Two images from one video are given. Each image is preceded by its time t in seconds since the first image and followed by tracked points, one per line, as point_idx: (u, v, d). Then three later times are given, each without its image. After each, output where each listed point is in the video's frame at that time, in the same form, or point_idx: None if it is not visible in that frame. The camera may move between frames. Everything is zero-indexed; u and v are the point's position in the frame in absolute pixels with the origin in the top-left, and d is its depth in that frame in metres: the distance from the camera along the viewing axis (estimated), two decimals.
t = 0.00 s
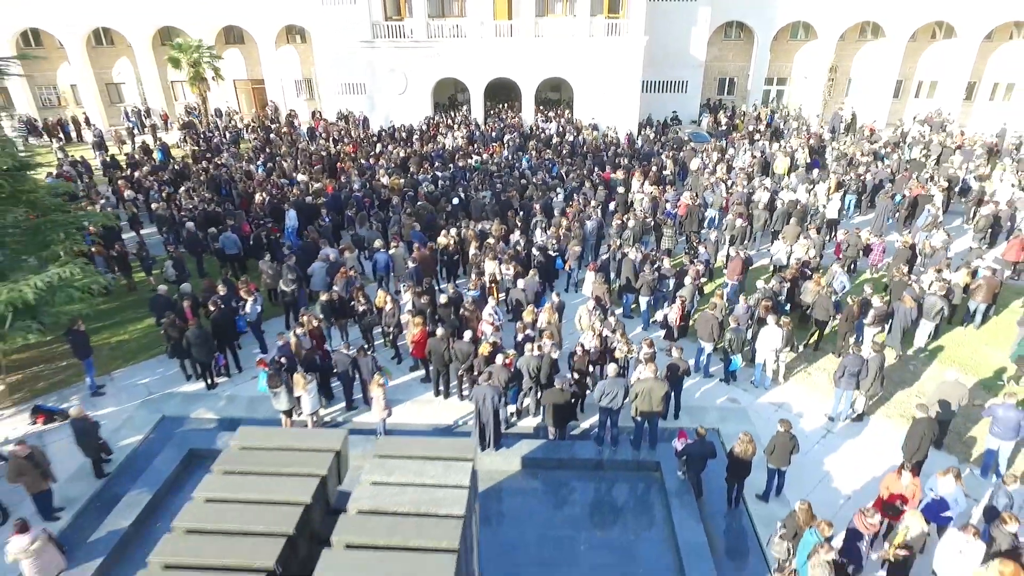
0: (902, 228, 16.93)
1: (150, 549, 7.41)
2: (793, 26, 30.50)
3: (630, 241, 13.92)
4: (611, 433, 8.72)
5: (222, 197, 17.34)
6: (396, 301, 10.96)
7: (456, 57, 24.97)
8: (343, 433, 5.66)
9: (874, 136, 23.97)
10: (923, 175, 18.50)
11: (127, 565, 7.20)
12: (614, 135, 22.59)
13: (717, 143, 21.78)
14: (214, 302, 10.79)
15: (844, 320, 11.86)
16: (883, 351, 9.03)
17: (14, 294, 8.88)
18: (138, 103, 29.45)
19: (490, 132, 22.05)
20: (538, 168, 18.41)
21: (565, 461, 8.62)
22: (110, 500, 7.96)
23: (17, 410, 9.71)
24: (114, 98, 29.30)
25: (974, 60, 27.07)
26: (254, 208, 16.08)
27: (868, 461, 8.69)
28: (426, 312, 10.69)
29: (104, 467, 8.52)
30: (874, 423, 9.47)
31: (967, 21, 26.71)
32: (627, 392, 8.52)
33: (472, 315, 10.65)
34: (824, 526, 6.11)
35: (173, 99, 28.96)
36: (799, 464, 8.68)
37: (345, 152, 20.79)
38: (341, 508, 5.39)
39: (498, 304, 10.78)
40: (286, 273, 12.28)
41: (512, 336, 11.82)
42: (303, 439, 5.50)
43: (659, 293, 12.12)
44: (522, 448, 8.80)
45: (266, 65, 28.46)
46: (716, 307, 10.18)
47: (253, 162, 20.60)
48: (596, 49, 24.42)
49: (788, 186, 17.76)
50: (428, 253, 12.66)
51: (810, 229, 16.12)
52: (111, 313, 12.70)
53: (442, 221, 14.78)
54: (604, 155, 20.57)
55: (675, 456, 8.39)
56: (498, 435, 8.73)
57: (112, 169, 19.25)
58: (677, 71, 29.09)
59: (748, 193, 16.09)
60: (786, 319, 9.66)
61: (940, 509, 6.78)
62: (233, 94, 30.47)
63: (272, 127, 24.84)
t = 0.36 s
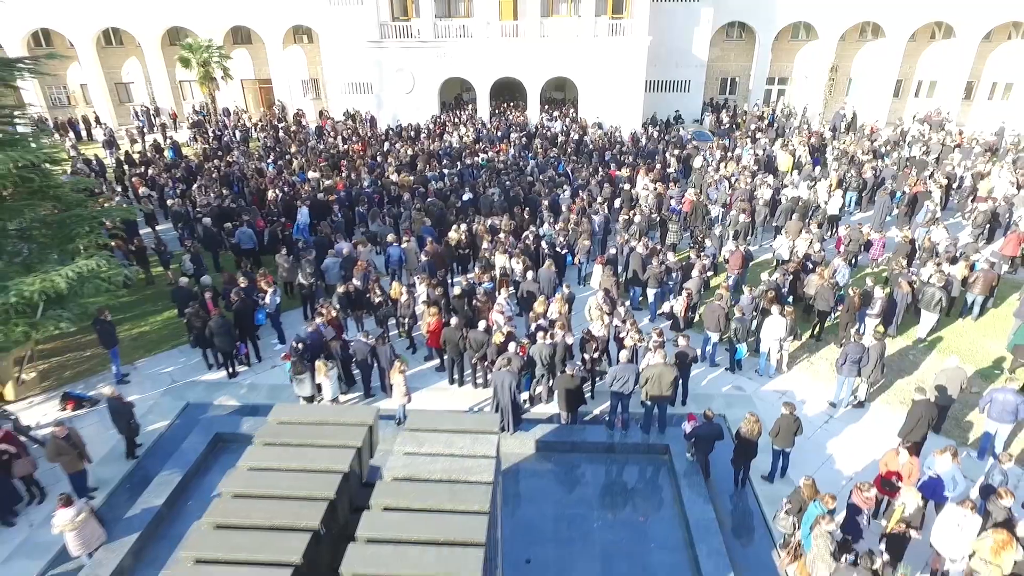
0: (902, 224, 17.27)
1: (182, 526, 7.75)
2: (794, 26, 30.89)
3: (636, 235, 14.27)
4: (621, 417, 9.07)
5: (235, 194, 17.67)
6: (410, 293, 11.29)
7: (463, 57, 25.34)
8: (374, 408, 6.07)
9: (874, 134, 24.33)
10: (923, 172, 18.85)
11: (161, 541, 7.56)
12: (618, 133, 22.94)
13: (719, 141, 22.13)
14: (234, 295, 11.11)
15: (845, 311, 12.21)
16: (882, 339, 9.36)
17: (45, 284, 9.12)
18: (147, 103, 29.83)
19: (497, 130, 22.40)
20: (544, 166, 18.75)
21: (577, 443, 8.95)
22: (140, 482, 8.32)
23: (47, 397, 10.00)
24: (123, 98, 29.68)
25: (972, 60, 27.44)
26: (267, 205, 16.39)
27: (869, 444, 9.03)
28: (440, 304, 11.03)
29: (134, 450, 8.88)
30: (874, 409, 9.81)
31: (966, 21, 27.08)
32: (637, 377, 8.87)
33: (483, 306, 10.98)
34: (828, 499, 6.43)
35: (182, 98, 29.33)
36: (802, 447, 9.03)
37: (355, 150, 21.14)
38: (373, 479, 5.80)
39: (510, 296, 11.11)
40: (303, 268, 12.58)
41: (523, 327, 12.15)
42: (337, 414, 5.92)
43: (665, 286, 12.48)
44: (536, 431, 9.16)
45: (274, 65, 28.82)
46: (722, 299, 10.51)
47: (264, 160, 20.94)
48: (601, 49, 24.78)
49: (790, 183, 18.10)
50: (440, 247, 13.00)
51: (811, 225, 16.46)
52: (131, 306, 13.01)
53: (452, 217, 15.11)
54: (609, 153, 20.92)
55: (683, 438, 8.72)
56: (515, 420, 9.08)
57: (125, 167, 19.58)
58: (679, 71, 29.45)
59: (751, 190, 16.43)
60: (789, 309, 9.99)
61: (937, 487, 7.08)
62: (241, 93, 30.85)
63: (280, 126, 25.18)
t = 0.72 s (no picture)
0: (903, 220, 17.60)
1: (211, 506, 8.09)
2: (795, 27, 31.26)
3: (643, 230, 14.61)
4: (632, 403, 9.40)
5: (247, 190, 17.99)
6: (425, 286, 11.60)
7: (469, 57, 25.69)
8: (404, 386, 6.43)
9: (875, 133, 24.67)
10: (923, 169, 19.19)
11: (193, 519, 7.89)
12: (623, 132, 23.28)
13: (723, 140, 22.46)
14: (253, 287, 11.39)
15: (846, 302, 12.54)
16: (885, 328, 9.65)
17: (77, 274, 9.43)
18: (156, 102, 30.19)
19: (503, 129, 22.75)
20: (550, 164, 19.08)
21: (590, 428, 9.27)
22: (170, 464, 8.66)
23: (74, 385, 10.33)
24: (133, 97, 30.05)
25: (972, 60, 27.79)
26: (280, 202, 16.70)
27: (871, 429, 9.36)
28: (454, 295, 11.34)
29: (162, 434, 9.22)
30: (876, 396, 10.13)
31: (966, 22, 27.43)
32: (648, 364, 9.19)
33: (496, 297, 11.29)
34: (833, 475, 6.75)
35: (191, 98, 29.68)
36: (806, 431, 9.35)
37: (364, 148, 21.47)
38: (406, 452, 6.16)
39: (521, 288, 11.40)
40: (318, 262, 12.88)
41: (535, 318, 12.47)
42: (369, 391, 6.27)
43: (672, 279, 12.79)
44: (549, 417, 9.48)
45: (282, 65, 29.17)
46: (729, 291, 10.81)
47: (274, 158, 21.28)
48: (606, 49, 25.13)
49: (793, 180, 18.43)
50: (452, 242, 13.31)
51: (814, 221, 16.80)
52: (150, 299, 13.33)
53: (462, 213, 15.44)
54: (614, 151, 21.26)
55: (692, 422, 9.05)
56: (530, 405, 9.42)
57: (138, 165, 19.90)
58: (682, 71, 29.79)
59: (754, 186, 16.75)
60: (794, 300, 10.29)
61: (936, 466, 7.40)
62: (249, 93, 31.22)
63: (288, 125, 25.52)
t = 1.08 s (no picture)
0: (902, 215, 17.96)
1: (238, 485, 8.44)
2: (796, 27, 31.63)
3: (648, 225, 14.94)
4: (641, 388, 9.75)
5: (259, 186, 18.33)
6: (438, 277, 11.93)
7: (475, 56, 26.06)
8: (428, 365, 6.75)
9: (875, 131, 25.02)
10: (922, 166, 19.54)
11: (221, 498, 8.22)
12: (627, 131, 23.63)
13: (725, 138, 22.81)
14: (271, 278, 11.70)
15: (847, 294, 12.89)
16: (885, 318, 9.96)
17: (105, 265, 9.61)
18: (164, 101, 30.56)
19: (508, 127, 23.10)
20: (556, 161, 19.42)
21: (600, 412, 9.61)
22: (197, 446, 9.00)
23: (100, 373, 10.68)
24: (141, 96, 30.42)
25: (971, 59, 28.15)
26: (291, 198, 17.04)
27: (872, 414, 9.71)
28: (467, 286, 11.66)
29: (189, 418, 9.59)
30: (876, 383, 10.48)
31: (965, 22, 27.79)
32: (657, 350, 9.55)
33: (508, 288, 11.62)
34: (835, 451, 7.09)
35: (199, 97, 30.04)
36: (809, 416, 9.71)
37: (372, 146, 21.83)
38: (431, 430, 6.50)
39: (532, 280, 11.72)
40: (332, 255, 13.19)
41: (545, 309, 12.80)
42: (396, 369, 6.60)
43: (677, 272, 13.13)
44: (561, 401, 9.81)
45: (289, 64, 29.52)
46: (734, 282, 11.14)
47: (283, 155, 21.63)
48: (609, 48, 25.49)
49: (794, 177, 18.78)
50: (463, 236, 13.64)
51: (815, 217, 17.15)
52: (167, 291, 13.66)
53: (471, 209, 15.78)
54: (619, 149, 21.60)
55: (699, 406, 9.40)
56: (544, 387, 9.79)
57: (150, 163, 20.25)
58: (684, 70, 30.14)
59: (757, 182, 17.09)
60: (797, 290, 10.61)
61: (934, 445, 7.75)
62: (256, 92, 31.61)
63: (296, 124, 25.87)
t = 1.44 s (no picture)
0: (901, 211, 18.32)
1: (262, 464, 8.78)
2: (796, 27, 32.03)
3: (652, 219, 15.26)
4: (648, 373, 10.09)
5: (269, 182, 18.70)
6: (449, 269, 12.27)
7: (480, 56, 26.44)
8: (447, 346, 7.09)
9: (874, 129, 25.39)
10: (920, 163, 19.90)
11: (245, 475, 8.55)
12: (630, 129, 23.99)
13: (727, 136, 23.17)
14: (286, 270, 12.01)
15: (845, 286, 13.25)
16: (883, 306, 10.29)
17: (130, 255, 9.96)
18: (172, 100, 30.94)
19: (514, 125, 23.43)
20: (561, 158, 19.79)
21: (608, 396, 9.96)
22: (220, 428, 9.34)
23: (123, 360, 11.03)
24: (149, 96, 30.82)
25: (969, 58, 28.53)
26: (302, 193, 17.37)
27: (870, 398, 10.05)
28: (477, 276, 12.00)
29: (210, 403, 9.94)
30: (875, 369, 10.83)
31: (963, 22, 28.17)
32: (663, 337, 9.95)
33: (517, 278, 11.95)
34: (834, 428, 7.43)
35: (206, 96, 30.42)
36: (810, 400, 10.06)
37: (379, 143, 22.19)
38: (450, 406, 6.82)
39: (539, 271, 12.04)
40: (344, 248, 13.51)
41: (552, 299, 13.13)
42: (418, 349, 6.96)
43: (681, 264, 13.47)
44: (571, 386, 10.15)
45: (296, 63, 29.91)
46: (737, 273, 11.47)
47: (293, 152, 21.99)
48: (613, 48, 25.86)
49: (795, 173, 19.11)
50: (472, 231, 13.98)
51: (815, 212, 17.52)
52: (184, 284, 14.02)
53: (478, 204, 16.13)
54: (622, 146, 21.96)
55: (704, 390, 9.75)
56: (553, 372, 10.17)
57: (162, 160, 20.62)
58: (686, 69, 30.49)
59: (758, 178, 17.42)
60: (797, 281, 10.94)
61: (931, 425, 8.06)
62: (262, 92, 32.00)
63: (303, 122, 26.24)
